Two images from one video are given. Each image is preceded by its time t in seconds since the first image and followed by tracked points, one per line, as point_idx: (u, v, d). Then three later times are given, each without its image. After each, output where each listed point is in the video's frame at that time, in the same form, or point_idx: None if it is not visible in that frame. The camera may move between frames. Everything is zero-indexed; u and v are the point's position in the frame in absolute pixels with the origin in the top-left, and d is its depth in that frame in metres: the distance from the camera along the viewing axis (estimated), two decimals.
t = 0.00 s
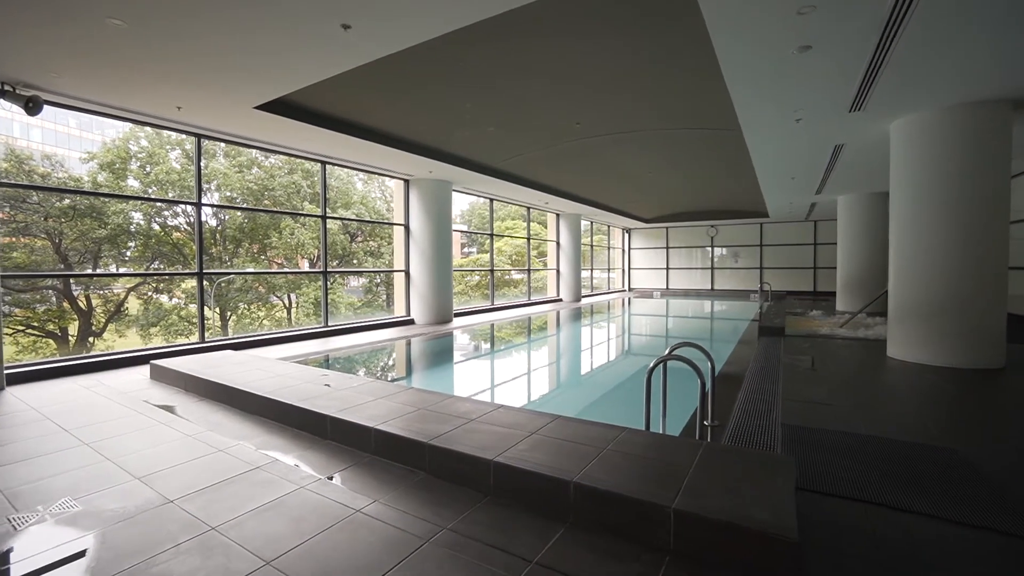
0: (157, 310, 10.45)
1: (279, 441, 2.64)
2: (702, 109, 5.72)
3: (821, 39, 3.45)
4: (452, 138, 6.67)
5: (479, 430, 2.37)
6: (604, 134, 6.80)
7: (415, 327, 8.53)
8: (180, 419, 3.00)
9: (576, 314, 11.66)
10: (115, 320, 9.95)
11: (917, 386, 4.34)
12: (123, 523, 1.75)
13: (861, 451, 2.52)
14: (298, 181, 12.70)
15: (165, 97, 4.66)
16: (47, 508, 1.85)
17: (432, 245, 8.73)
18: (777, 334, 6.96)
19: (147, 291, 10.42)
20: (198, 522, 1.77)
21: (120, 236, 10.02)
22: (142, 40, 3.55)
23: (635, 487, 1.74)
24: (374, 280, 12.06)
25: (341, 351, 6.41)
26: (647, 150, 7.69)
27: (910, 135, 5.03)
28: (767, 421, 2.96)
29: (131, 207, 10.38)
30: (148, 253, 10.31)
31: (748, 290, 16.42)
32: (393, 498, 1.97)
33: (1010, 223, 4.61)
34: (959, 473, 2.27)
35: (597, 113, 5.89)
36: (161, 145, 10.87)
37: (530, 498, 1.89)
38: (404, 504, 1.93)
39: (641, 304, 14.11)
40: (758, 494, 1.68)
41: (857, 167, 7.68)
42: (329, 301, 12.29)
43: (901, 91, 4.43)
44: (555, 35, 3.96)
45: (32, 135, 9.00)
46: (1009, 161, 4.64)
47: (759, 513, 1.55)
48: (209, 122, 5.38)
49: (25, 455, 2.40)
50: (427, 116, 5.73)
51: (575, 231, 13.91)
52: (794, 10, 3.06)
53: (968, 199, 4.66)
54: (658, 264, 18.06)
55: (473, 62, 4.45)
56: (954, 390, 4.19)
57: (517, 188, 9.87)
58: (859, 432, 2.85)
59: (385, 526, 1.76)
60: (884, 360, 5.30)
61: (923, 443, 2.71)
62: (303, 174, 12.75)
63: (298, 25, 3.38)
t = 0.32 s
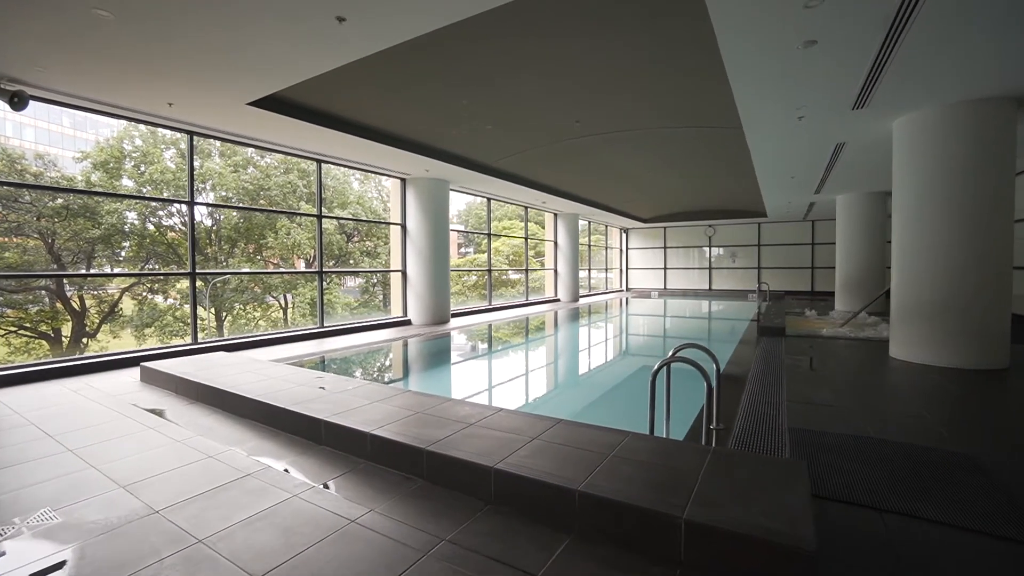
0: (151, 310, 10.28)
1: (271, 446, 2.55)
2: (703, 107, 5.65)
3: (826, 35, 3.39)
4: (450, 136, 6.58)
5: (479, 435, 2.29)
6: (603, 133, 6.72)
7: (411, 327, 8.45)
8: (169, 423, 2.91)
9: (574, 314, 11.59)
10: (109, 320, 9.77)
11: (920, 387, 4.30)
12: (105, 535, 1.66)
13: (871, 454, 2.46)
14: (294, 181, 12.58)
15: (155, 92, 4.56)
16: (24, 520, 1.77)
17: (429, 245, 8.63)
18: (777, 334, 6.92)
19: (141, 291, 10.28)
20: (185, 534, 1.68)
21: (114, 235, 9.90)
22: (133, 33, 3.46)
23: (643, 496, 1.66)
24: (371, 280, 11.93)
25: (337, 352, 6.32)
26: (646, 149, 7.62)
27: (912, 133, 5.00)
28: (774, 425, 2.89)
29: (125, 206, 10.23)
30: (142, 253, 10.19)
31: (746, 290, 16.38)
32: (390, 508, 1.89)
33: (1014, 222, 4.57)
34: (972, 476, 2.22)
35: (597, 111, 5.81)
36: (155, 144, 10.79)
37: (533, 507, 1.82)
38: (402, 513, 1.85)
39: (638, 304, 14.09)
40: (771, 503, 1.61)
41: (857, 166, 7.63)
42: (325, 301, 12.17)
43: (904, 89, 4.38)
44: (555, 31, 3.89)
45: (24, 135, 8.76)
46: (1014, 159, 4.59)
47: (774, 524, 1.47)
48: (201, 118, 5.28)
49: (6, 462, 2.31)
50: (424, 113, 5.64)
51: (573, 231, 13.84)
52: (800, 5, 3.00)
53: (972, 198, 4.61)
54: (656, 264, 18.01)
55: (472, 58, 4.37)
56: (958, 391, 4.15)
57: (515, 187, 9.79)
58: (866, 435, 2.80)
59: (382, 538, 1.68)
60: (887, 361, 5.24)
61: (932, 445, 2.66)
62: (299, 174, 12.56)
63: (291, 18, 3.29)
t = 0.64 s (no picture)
0: (146, 310, 10.22)
1: (263, 452, 2.45)
2: (705, 104, 5.57)
3: (835, 25, 3.30)
4: (447, 134, 6.49)
5: (479, 441, 2.20)
6: (603, 131, 6.63)
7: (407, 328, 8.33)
8: (157, 428, 2.81)
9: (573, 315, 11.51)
10: (103, 320, 9.63)
11: (926, 389, 4.23)
12: (82, 551, 1.57)
13: (884, 460, 2.39)
14: (290, 180, 12.46)
15: (145, 87, 4.45)
16: None
17: (426, 244, 8.53)
18: (777, 334, 6.87)
19: (136, 292, 10.17)
20: (167, 550, 1.58)
21: (108, 236, 9.78)
22: (121, 24, 3.35)
23: (653, 508, 1.58)
24: (368, 280, 11.85)
25: (332, 354, 6.19)
26: (646, 148, 7.54)
27: (917, 131, 4.94)
28: (783, 429, 2.81)
29: (118, 206, 10.09)
30: (137, 254, 10.08)
31: (744, 290, 16.35)
32: (385, 519, 1.80)
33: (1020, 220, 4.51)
34: (991, 484, 2.14)
35: (597, 108, 5.72)
36: (150, 144, 10.64)
37: (537, 519, 1.73)
38: (397, 525, 1.75)
39: (636, 304, 14.07)
40: (789, 515, 1.53)
41: (858, 164, 7.56)
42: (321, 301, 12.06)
43: (910, 85, 4.32)
44: (555, 24, 3.80)
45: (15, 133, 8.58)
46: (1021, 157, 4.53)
47: (794, 539, 1.39)
48: (193, 114, 5.18)
49: None
50: (421, 109, 5.53)
51: (571, 231, 13.76)
52: None
53: (978, 196, 4.56)
54: (654, 264, 17.96)
55: (470, 52, 4.28)
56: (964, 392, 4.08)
57: (513, 187, 9.70)
58: (877, 439, 2.73)
59: (377, 554, 1.58)
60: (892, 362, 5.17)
61: (945, 450, 2.59)
62: (295, 174, 12.49)
63: (283, 7, 3.18)
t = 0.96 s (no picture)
0: (140, 310, 10.13)
1: (254, 460, 2.35)
2: (708, 102, 5.49)
3: (844, 21, 3.22)
4: (445, 132, 6.39)
5: (480, 450, 2.11)
6: (604, 129, 6.55)
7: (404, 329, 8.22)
8: (145, 434, 2.70)
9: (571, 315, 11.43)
10: (97, 320, 9.47)
11: (934, 391, 4.15)
12: (56, 571, 1.47)
13: (899, 468, 2.31)
14: (286, 180, 12.34)
15: (135, 82, 4.33)
16: None
17: (423, 244, 8.43)
18: (779, 334, 6.82)
19: (130, 292, 10.04)
20: (148, 570, 1.48)
21: (103, 235, 9.60)
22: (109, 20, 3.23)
23: (665, 522, 1.49)
24: (365, 280, 11.74)
25: (328, 355, 6.06)
26: (647, 146, 7.46)
27: (923, 130, 4.87)
28: (795, 435, 2.72)
29: (112, 205, 9.91)
30: (131, 253, 9.96)
31: (743, 290, 16.31)
32: (381, 533, 1.71)
33: None
34: (1013, 493, 2.07)
35: (598, 106, 5.63)
36: (144, 142, 10.51)
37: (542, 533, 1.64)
38: (395, 540, 1.66)
39: (634, 304, 14.02)
40: (811, 530, 1.45)
41: (860, 163, 7.49)
42: (318, 301, 11.94)
43: (917, 83, 4.25)
44: (558, 18, 3.70)
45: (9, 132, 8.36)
46: None
47: (819, 557, 1.30)
48: (185, 110, 5.06)
49: None
50: (419, 106, 5.43)
51: (570, 231, 13.68)
52: None
53: (985, 195, 4.49)
54: (652, 264, 17.91)
55: (470, 49, 4.18)
56: (971, 394, 4.02)
57: (512, 186, 9.62)
58: (889, 445, 2.64)
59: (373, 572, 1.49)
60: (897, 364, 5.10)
61: (963, 456, 2.51)
62: (291, 173, 12.35)
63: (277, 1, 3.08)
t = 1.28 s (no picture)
0: (134, 311, 9.94)
1: (246, 470, 2.25)
2: (710, 100, 5.41)
3: (855, 14, 3.13)
4: (444, 130, 6.29)
5: (482, 460, 2.01)
6: (604, 128, 6.46)
7: (401, 330, 8.11)
8: (131, 441, 2.59)
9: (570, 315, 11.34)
10: (91, 321, 9.32)
11: (943, 393, 4.07)
12: None
13: (915, 477, 2.23)
14: (282, 180, 12.20)
15: (124, 77, 4.21)
16: None
17: (421, 244, 8.33)
18: (780, 335, 6.76)
19: (124, 292, 9.90)
20: None
21: (95, 234, 9.47)
22: (94, 10, 3.10)
23: (682, 541, 1.41)
24: (361, 280, 11.59)
25: (324, 357, 5.94)
26: (647, 145, 7.38)
27: (929, 128, 4.80)
28: (808, 442, 2.63)
29: (106, 204, 9.75)
30: (126, 254, 9.84)
31: (741, 290, 16.27)
32: (378, 550, 1.61)
33: None
34: None
35: (599, 104, 5.54)
36: (139, 141, 10.38)
37: (549, 550, 1.56)
38: (393, 557, 1.57)
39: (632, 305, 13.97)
40: (841, 549, 1.36)
41: (861, 163, 7.43)
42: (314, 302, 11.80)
43: (925, 79, 4.17)
44: (560, 12, 3.60)
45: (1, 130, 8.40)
46: None
47: None
48: (175, 106, 4.93)
49: None
50: (416, 103, 5.32)
51: (568, 231, 13.61)
52: None
53: (993, 194, 4.42)
54: (650, 264, 17.86)
55: (470, 44, 4.09)
56: (978, 395, 3.96)
57: (510, 185, 9.52)
58: (903, 451, 2.56)
59: None
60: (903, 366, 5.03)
61: (984, 464, 2.42)
62: (287, 173, 12.21)
63: None
